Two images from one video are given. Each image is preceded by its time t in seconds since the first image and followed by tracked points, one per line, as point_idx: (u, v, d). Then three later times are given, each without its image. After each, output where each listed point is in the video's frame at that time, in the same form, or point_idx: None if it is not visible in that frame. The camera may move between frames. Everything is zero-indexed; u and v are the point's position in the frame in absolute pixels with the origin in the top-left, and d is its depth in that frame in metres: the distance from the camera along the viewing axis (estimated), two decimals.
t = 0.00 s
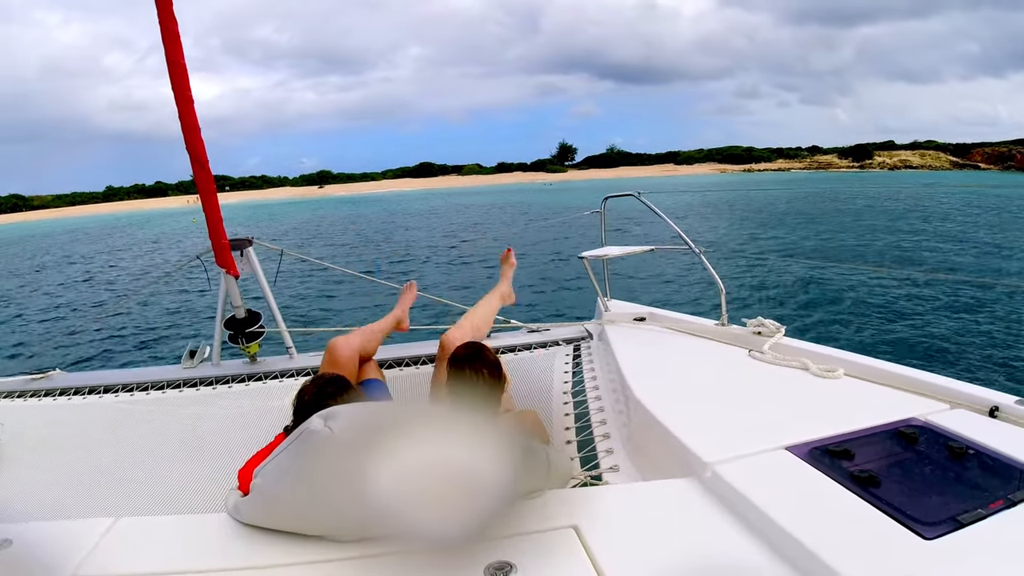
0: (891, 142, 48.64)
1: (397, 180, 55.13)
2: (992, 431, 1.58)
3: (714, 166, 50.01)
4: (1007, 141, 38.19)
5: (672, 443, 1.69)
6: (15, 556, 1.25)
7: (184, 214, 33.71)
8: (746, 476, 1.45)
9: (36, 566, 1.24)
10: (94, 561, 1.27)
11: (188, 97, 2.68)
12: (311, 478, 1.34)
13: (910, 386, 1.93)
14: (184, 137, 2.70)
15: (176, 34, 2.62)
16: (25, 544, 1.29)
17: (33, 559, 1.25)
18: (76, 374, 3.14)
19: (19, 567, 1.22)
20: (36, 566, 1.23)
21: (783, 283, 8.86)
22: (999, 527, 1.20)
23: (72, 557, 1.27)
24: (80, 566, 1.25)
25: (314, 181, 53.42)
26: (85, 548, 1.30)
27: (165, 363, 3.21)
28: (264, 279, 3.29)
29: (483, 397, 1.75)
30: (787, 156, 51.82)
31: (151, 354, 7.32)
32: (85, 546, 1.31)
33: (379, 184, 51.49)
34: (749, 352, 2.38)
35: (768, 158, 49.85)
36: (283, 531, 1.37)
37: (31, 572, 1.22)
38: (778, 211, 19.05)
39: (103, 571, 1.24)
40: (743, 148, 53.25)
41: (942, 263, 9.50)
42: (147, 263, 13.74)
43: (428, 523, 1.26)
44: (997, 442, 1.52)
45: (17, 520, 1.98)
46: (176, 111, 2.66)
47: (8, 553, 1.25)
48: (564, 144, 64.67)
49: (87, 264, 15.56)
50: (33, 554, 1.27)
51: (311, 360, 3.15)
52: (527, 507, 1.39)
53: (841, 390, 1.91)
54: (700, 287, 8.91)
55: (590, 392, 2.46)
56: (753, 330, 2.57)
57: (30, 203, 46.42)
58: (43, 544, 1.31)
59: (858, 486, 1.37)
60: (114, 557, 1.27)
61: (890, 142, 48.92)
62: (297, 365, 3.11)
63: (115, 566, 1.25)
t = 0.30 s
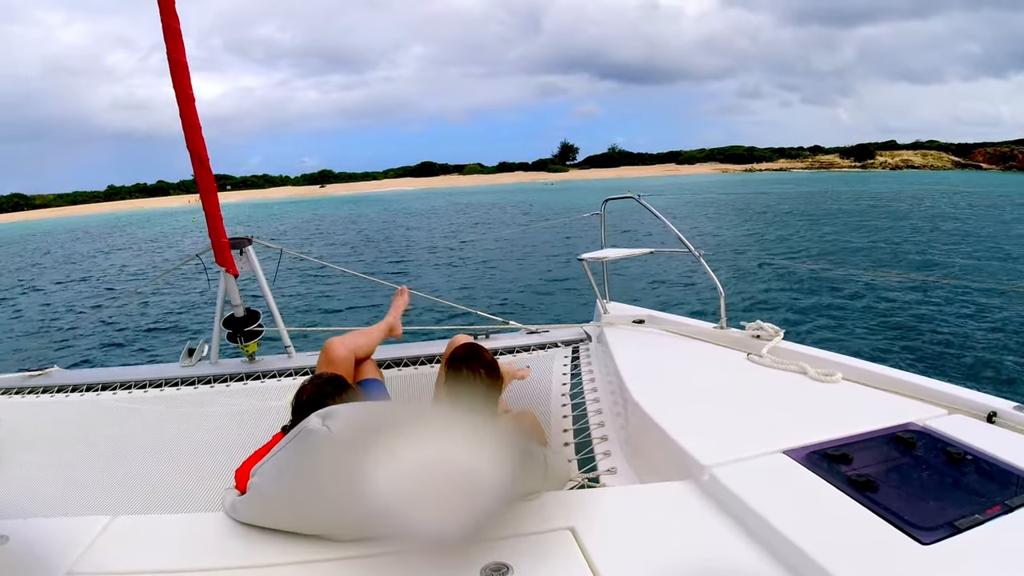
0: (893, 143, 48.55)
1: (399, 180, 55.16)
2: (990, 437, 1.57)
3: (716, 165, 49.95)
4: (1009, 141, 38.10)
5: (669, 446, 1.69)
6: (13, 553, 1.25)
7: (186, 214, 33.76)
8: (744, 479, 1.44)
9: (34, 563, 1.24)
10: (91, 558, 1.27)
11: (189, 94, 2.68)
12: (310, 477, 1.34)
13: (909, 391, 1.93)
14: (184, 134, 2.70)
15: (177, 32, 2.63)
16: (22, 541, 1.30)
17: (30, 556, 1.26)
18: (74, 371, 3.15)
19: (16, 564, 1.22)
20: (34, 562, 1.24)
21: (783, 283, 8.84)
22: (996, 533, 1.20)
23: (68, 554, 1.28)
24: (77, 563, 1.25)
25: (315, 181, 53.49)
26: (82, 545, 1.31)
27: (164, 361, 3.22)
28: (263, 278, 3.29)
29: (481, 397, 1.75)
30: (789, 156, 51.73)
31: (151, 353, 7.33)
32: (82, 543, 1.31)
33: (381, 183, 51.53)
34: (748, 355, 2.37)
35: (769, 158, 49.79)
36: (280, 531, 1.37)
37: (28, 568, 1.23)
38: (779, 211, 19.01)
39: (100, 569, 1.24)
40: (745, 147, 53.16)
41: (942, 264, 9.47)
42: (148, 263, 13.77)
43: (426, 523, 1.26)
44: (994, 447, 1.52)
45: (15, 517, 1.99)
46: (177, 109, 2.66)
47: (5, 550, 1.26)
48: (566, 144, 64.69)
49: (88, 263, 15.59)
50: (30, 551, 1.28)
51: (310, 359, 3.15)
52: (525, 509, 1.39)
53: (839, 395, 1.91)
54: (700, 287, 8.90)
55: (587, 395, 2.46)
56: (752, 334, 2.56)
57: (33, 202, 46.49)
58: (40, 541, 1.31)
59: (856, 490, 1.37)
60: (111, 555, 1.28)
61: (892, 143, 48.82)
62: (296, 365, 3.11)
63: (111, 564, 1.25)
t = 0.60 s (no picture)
0: (895, 141, 48.43)
1: (400, 180, 55.21)
2: (989, 440, 1.57)
3: (717, 164, 49.84)
4: (1012, 140, 37.95)
5: (668, 447, 1.69)
6: (12, 551, 1.26)
7: (187, 213, 33.77)
8: (743, 481, 1.45)
9: (33, 561, 1.25)
10: (89, 556, 1.28)
11: (190, 93, 2.68)
12: (307, 476, 1.33)
13: (907, 394, 1.93)
14: (184, 133, 2.70)
15: (179, 31, 2.63)
16: (21, 539, 1.30)
17: (28, 554, 1.26)
18: (73, 369, 3.15)
19: (15, 562, 1.23)
20: (33, 561, 1.25)
21: (783, 283, 8.81)
22: (995, 536, 1.19)
23: (67, 553, 1.28)
24: (75, 561, 1.26)
25: (317, 181, 53.57)
26: (80, 544, 1.31)
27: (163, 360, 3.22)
28: (263, 277, 3.29)
29: (480, 398, 1.75)
30: (791, 155, 51.60)
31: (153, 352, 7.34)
32: (80, 541, 1.31)
33: (382, 183, 51.53)
34: (747, 357, 2.37)
35: (771, 157, 49.69)
36: (279, 530, 1.37)
37: (27, 567, 1.23)
38: (780, 210, 18.94)
39: (98, 567, 1.24)
40: (746, 146, 53.03)
41: (943, 263, 9.43)
42: (149, 262, 13.81)
43: (425, 523, 1.26)
44: (993, 451, 1.52)
45: (14, 514, 1.99)
46: (177, 107, 2.66)
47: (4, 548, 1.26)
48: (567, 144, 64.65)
49: (88, 262, 15.61)
50: (29, 549, 1.28)
51: (309, 359, 3.16)
52: (523, 509, 1.40)
53: (838, 397, 1.91)
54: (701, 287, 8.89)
55: (586, 396, 2.46)
56: (751, 336, 2.56)
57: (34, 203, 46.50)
58: (39, 539, 1.32)
59: (854, 493, 1.36)
60: (109, 554, 1.28)
61: (894, 141, 48.71)
62: (295, 365, 3.11)
63: (108, 563, 1.25)
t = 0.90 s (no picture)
0: (897, 140, 48.33)
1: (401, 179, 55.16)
2: (988, 439, 1.57)
3: (718, 163, 49.85)
4: (1014, 138, 37.82)
5: (668, 447, 1.69)
6: (13, 548, 1.26)
7: (187, 213, 33.76)
8: (743, 481, 1.45)
9: (33, 559, 1.25)
10: (89, 554, 1.28)
11: (191, 92, 2.68)
12: (308, 475, 1.34)
13: (907, 394, 1.92)
14: (184, 131, 2.70)
15: (180, 30, 2.63)
16: (21, 537, 1.30)
17: (29, 551, 1.27)
18: (74, 368, 3.16)
19: (15, 560, 1.23)
20: (33, 560, 1.25)
21: (785, 283, 8.79)
22: (994, 536, 1.20)
23: (67, 551, 1.28)
24: (75, 559, 1.26)
25: (318, 181, 53.58)
26: (80, 542, 1.31)
27: (163, 359, 3.23)
28: (263, 276, 3.29)
29: (480, 397, 1.75)
30: (792, 153, 51.52)
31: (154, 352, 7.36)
32: (80, 540, 1.32)
33: (383, 183, 51.49)
34: (747, 357, 2.37)
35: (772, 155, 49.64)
36: (279, 529, 1.37)
37: (27, 564, 1.23)
38: (781, 209, 18.93)
39: (98, 566, 1.24)
40: (748, 145, 53.06)
41: (946, 262, 9.42)
42: (151, 262, 13.83)
43: (426, 522, 1.27)
44: (992, 450, 1.52)
45: (14, 513, 2.00)
46: (178, 106, 2.66)
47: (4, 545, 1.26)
48: (568, 143, 64.58)
49: (89, 262, 15.64)
50: (29, 547, 1.28)
51: (309, 358, 3.16)
52: (523, 508, 1.40)
53: (839, 397, 1.90)
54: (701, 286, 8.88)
55: (586, 395, 2.46)
56: (751, 336, 2.56)
57: (35, 203, 46.48)
58: (39, 537, 1.32)
59: (855, 493, 1.36)
60: (110, 552, 1.28)
61: (896, 139, 48.57)
62: (295, 363, 3.12)
63: (108, 562, 1.25)
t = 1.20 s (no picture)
0: (898, 139, 48.27)
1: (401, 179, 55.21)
2: (989, 436, 1.57)
3: (719, 163, 49.86)
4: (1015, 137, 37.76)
5: (669, 443, 1.69)
6: (16, 544, 1.27)
7: (188, 214, 33.80)
8: (744, 477, 1.44)
9: (37, 556, 1.25)
10: (92, 552, 1.29)
11: (191, 90, 2.69)
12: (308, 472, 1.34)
13: (908, 390, 1.92)
14: (185, 130, 2.71)
15: (180, 27, 2.63)
16: (23, 534, 1.30)
17: (31, 548, 1.27)
18: (75, 366, 3.17)
19: (19, 556, 1.24)
20: (36, 556, 1.25)
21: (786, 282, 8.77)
22: (995, 532, 1.20)
23: (70, 548, 1.29)
24: (78, 557, 1.27)
25: (319, 181, 53.63)
26: (82, 540, 1.32)
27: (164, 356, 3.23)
28: (263, 273, 3.29)
29: (481, 393, 1.75)
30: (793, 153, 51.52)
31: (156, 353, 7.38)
32: (83, 537, 1.32)
33: (384, 183, 51.54)
34: (748, 354, 2.37)
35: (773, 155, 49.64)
36: (280, 526, 1.37)
37: (29, 561, 1.24)
38: (782, 208, 18.94)
39: (100, 563, 1.25)
40: (749, 144, 53.05)
41: (947, 261, 9.40)
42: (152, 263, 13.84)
43: (427, 518, 1.27)
44: (993, 447, 1.52)
45: (16, 511, 2.00)
46: (178, 104, 2.66)
47: (6, 542, 1.27)
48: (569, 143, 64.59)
49: (89, 263, 15.69)
50: (32, 543, 1.29)
51: (310, 355, 3.16)
52: (524, 506, 1.40)
53: (840, 393, 1.91)
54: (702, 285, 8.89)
55: (587, 392, 2.46)
56: (752, 332, 2.56)
57: (37, 203, 46.54)
58: (42, 534, 1.33)
59: (854, 489, 1.37)
60: (111, 550, 1.29)
61: (897, 139, 48.52)
62: (296, 360, 3.12)
63: (110, 559, 1.26)
